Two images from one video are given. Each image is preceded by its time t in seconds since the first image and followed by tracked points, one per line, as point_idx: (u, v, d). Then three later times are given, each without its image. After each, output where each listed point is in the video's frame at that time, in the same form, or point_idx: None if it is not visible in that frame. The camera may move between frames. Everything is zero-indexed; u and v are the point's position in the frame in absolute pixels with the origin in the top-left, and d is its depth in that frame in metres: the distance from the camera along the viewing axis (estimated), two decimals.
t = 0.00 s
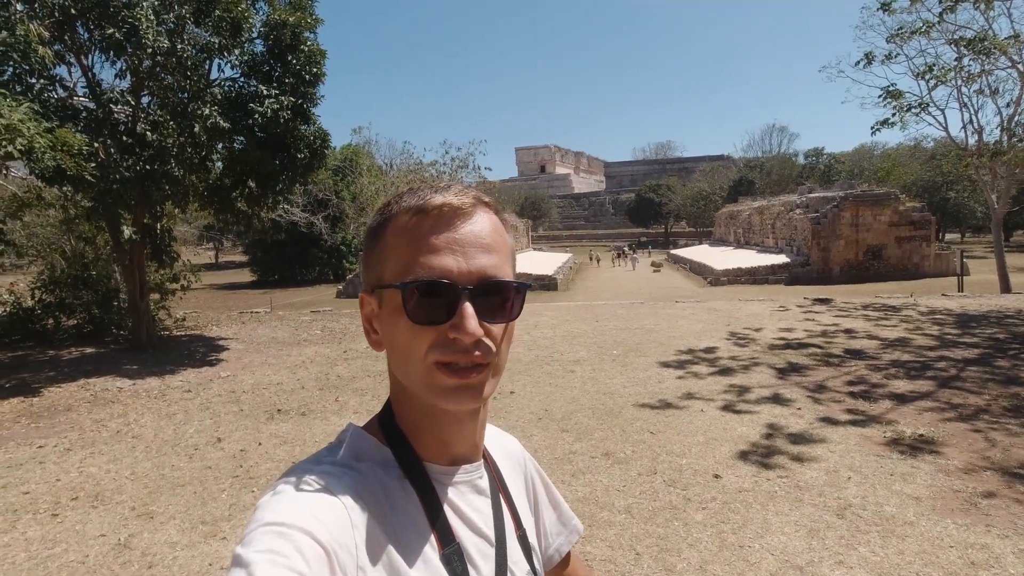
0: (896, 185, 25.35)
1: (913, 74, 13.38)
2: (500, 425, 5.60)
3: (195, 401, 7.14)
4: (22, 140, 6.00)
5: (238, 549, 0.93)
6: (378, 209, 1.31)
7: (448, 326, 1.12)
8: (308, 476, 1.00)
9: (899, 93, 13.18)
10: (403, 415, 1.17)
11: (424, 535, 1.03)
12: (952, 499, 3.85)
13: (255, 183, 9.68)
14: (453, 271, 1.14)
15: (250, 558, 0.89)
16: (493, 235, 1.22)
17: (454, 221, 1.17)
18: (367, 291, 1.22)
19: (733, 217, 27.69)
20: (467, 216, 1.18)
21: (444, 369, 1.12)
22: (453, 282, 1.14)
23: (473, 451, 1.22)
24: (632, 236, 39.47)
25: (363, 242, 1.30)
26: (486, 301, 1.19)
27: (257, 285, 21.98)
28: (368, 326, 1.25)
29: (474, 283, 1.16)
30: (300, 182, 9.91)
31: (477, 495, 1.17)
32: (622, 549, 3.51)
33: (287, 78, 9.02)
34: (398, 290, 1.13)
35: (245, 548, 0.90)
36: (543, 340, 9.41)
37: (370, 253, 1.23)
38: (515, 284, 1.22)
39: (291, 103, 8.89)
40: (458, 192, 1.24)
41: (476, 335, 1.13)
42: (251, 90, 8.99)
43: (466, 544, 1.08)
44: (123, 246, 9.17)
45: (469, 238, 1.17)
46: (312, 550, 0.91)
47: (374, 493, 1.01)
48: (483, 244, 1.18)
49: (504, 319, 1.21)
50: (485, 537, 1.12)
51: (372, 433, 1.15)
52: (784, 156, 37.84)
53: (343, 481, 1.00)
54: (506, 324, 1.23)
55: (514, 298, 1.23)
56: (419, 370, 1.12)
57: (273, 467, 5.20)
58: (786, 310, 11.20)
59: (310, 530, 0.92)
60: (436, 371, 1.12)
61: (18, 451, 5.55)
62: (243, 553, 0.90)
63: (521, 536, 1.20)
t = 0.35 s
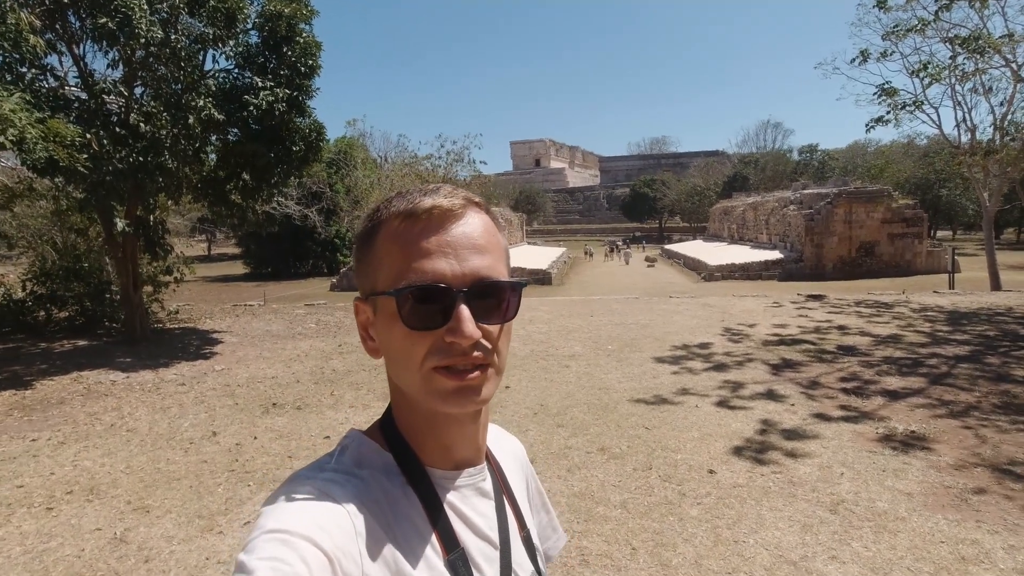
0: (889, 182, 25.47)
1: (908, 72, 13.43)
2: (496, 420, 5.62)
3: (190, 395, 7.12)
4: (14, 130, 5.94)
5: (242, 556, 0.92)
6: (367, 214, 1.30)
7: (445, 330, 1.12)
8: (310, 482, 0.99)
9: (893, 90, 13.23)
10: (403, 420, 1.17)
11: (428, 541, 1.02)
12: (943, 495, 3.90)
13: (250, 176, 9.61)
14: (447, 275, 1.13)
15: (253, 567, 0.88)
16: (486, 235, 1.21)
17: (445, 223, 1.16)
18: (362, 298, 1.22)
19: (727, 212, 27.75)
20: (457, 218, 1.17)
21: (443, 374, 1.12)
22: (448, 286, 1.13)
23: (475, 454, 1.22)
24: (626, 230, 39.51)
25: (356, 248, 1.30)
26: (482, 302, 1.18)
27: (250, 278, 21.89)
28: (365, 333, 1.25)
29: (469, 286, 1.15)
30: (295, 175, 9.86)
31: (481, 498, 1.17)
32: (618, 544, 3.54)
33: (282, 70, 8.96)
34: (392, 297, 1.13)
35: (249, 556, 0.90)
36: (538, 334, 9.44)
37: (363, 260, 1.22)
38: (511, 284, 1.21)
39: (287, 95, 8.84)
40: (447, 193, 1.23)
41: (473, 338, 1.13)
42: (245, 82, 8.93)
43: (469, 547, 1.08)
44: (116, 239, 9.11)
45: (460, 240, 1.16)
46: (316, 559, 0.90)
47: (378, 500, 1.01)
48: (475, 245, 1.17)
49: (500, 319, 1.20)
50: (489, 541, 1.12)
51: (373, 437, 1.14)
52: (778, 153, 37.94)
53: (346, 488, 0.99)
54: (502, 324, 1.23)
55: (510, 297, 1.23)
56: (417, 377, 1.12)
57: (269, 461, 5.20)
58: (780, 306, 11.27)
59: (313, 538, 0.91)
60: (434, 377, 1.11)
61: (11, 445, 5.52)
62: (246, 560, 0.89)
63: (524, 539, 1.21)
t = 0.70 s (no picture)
0: (862, 176, 25.95)
1: (880, 68, 13.66)
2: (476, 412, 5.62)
3: (163, 390, 7.00)
4: None
5: (227, 536, 0.91)
6: (365, 194, 1.27)
7: (442, 315, 1.11)
8: (299, 462, 0.98)
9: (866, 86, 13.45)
10: (394, 403, 1.16)
11: (415, 522, 1.01)
12: (911, 480, 4.01)
13: (224, 167, 9.43)
14: (447, 260, 1.12)
15: (239, 546, 0.87)
16: (486, 222, 1.20)
17: (447, 208, 1.14)
18: (356, 278, 1.20)
19: (704, 206, 28.01)
20: (459, 203, 1.16)
21: (438, 359, 1.11)
22: (447, 270, 1.12)
23: (463, 437, 1.22)
24: (605, 224, 39.68)
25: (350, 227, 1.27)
26: (480, 288, 1.17)
27: (225, 271, 21.54)
28: (357, 313, 1.23)
29: (468, 272, 1.14)
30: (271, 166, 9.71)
31: (465, 482, 1.17)
32: (597, 533, 3.58)
33: (257, 59, 8.81)
34: (390, 278, 1.11)
35: (234, 535, 0.89)
36: (517, 327, 9.45)
37: (359, 239, 1.20)
38: (508, 271, 1.21)
39: (262, 85, 8.69)
40: (449, 178, 1.21)
41: (471, 324, 1.12)
42: (219, 71, 8.76)
43: (454, 528, 1.08)
44: (84, 231, 8.90)
45: (461, 225, 1.15)
46: (303, 540, 0.89)
47: (365, 482, 0.99)
48: (476, 232, 1.16)
49: (497, 306, 1.19)
50: (472, 522, 1.12)
51: (360, 419, 1.13)
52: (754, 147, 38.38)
53: (334, 468, 0.98)
54: (498, 311, 1.22)
55: (507, 285, 1.22)
56: (412, 360, 1.11)
57: (246, 456, 5.14)
58: (756, 298, 11.43)
59: (300, 519, 0.89)
60: (430, 361, 1.11)
61: None
62: (232, 540, 0.88)
63: (506, 523, 1.22)
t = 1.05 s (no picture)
0: (836, 166, 26.36)
1: (854, 59, 13.85)
2: (453, 400, 5.62)
3: (133, 381, 6.85)
4: None
5: (167, 541, 0.85)
6: (310, 174, 1.19)
7: (396, 297, 1.04)
8: (246, 456, 0.92)
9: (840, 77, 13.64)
10: (342, 392, 1.09)
11: (369, 507, 0.97)
12: (878, 462, 4.11)
13: (194, 152, 9.20)
14: (400, 242, 1.07)
15: (182, 552, 0.81)
16: (438, 205, 1.15)
17: (399, 188, 1.08)
18: (300, 262, 1.11)
19: (682, 195, 28.21)
20: (412, 184, 1.10)
21: (391, 344, 1.05)
22: (400, 253, 1.06)
23: (411, 424, 1.17)
24: (584, 213, 39.78)
25: (293, 210, 1.18)
26: (433, 271, 1.11)
27: (198, 260, 21.15)
28: (300, 300, 1.14)
29: (422, 254, 1.08)
30: (243, 152, 9.52)
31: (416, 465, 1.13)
32: (571, 518, 3.60)
33: (226, 42, 8.61)
34: (341, 261, 1.04)
35: (176, 541, 0.83)
36: (495, 315, 9.45)
37: (304, 222, 1.11)
38: (461, 256, 1.16)
39: (232, 68, 8.50)
40: (400, 160, 1.15)
41: (426, 308, 1.06)
42: (186, 53, 8.55)
43: (408, 511, 1.04)
44: (47, 218, 8.65)
45: (415, 207, 1.09)
46: (251, 541, 0.83)
47: (316, 472, 0.94)
48: (429, 215, 1.11)
49: (449, 290, 1.15)
50: (426, 502, 1.08)
51: (306, 409, 1.05)
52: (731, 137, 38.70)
53: (283, 462, 0.92)
54: (450, 297, 1.18)
55: (459, 269, 1.18)
56: (363, 346, 1.04)
57: (218, 446, 5.07)
58: (731, 286, 11.57)
59: (248, 520, 0.84)
60: (383, 347, 1.04)
61: None
62: (174, 546, 0.82)
63: (457, 503, 1.20)
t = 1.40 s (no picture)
0: (839, 149, 26.16)
1: (859, 39, 13.67)
2: (453, 385, 5.62)
3: (134, 366, 6.87)
4: None
5: (135, 549, 0.79)
6: (275, 155, 1.13)
7: (371, 287, 1.00)
8: (217, 455, 0.88)
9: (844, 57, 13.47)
10: (316, 382, 1.05)
11: (349, 495, 0.95)
12: (877, 446, 4.11)
13: (192, 137, 9.13)
14: (374, 230, 1.02)
15: (152, 560, 0.75)
16: (413, 188, 1.10)
17: (372, 172, 1.03)
18: (270, 248, 1.06)
19: (684, 178, 28.03)
20: (385, 167, 1.05)
21: (366, 335, 1.01)
22: (374, 240, 1.01)
23: (389, 411, 1.14)
24: (586, 197, 39.61)
25: (260, 193, 1.12)
26: (408, 258, 1.08)
27: (199, 246, 21.13)
28: (270, 289, 1.09)
29: (397, 242, 1.04)
30: (241, 137, 9.46)
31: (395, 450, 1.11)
32: (571, 502, 3.61)
33: (222, 24, 8.49)
34: (312, 250, 0.99)
35: (145, 549, 0.77)
36: (496, 300, 9.44)
37: (273, 206, 1.06)
38: (437, 242, 1.13)
39: (228, 52, 8.41)
40: (372, 142, 1.10)
41: (402, 296, 1.03)
42: (182, 36, 8.46)
43: (391, 497, 1.02)
44: (46, 205, 8.61)
45: (388, 191, 1.04)
46: (227, 544, 0.79)
47: (293, 467, 0.91)
48: (403, 199, 1.07)
49: (426, 277, 1.11)
50: (408, 487, 1.07)
51: (281, 401, 1.02)
52: (734, 119, 38.36)
53: (257, 458, 0.88)
54: (427, 284, 1.14)
55: (434, 255, 1.14)
56: (338, 337, 1.00)
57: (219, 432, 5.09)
58: (733, 270, 11.53)
59: (223, 523, 0.80)
60: (358, 337, 1.00)
61: None
62: (142, 555, 0.76)
63: (437, 486, 1.18)
